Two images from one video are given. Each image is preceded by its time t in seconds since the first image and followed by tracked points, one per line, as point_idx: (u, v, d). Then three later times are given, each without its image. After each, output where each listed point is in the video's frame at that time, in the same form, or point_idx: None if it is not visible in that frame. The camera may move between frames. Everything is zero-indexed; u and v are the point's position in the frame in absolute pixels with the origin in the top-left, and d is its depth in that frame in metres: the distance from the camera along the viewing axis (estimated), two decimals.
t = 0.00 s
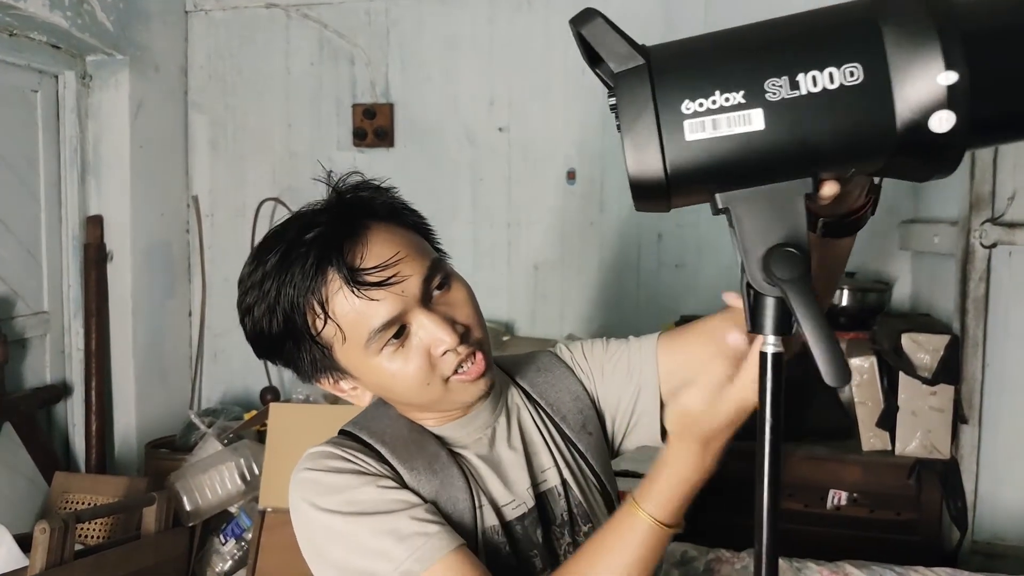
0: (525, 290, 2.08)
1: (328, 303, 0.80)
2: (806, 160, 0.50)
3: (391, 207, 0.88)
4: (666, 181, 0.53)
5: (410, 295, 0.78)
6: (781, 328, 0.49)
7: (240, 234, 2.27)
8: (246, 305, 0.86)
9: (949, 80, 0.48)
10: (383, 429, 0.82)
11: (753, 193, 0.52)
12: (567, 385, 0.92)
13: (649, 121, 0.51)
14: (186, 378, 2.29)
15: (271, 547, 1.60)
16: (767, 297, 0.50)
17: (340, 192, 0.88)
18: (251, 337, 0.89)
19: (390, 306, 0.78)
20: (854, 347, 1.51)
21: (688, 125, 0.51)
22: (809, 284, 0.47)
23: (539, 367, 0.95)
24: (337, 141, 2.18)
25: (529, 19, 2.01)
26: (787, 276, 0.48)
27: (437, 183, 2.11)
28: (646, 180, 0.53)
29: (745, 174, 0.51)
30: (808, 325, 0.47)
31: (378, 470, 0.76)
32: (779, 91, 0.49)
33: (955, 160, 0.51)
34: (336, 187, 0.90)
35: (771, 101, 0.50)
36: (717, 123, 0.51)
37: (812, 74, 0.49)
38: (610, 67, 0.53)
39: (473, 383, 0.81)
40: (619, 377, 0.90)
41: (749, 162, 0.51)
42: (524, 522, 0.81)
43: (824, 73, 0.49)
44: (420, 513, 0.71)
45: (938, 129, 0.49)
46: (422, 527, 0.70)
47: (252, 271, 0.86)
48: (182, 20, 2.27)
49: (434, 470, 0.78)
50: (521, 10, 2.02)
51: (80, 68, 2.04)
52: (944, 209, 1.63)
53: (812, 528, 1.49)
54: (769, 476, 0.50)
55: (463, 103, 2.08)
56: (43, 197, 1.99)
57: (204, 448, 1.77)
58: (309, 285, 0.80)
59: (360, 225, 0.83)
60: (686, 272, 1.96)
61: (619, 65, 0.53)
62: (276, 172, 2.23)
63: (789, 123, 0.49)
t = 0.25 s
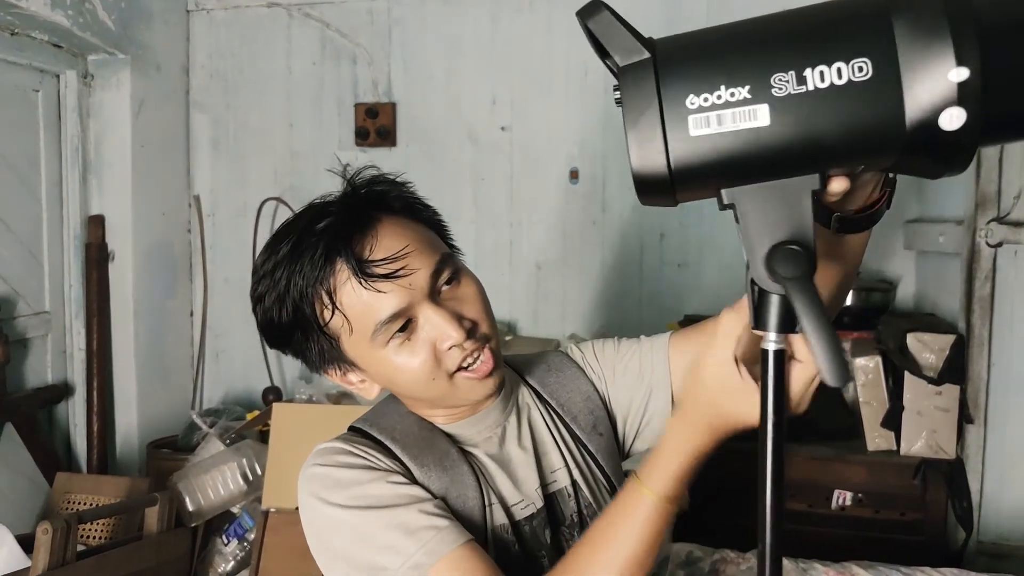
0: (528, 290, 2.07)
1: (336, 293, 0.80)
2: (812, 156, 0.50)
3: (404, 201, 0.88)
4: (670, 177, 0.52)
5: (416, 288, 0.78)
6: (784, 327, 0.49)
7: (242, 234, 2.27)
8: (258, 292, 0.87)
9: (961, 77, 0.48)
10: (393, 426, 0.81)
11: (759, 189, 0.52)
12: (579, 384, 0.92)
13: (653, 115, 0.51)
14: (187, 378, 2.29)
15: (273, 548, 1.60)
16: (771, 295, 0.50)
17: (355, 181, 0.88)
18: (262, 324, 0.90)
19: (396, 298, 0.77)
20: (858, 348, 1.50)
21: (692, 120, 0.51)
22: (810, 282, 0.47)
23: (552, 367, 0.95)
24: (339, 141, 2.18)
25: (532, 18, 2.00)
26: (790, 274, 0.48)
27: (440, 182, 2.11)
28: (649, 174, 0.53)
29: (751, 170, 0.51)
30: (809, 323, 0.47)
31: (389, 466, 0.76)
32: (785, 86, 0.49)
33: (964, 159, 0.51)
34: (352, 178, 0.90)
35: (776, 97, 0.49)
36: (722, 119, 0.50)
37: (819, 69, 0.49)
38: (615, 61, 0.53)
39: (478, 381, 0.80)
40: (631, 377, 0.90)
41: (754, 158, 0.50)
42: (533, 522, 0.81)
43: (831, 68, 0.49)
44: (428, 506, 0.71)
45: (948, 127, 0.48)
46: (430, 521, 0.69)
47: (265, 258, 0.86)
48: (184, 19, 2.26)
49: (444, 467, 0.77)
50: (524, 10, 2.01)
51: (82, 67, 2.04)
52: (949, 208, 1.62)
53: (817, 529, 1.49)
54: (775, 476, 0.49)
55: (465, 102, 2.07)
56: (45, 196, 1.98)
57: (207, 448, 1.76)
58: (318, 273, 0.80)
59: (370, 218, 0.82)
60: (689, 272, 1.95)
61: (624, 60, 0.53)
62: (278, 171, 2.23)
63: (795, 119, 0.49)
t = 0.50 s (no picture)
0: (528, 290, 2.07)
1: (314, 285, 0.84)
2: (825, 155, 0.50)
3: (404, 198, 0.89)
4: (681, 177, 0.52)
5: (381, 287, 0.80)
6: (797, 327, 0.50)
7: (242, 234, 2.27)
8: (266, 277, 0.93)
9: (974, 74, 0.48)
10: (391, 423, 0.81)
11: (769, 188, 0.52)
12: (580, 386, 0.92)
13: (666, 116, 0.51)
14: (188, 378, 2.29)
15: (274, 548, 1.59)
16: (784, 294, 0.50)
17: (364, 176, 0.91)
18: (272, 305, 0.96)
19: (358, 296, 0.80)
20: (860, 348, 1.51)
21: (705, 120, 0.50)
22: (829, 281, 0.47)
23: (554, 369, 0.95)
24: (339, 141, 2.17)
25: (533, 19, 2.00)
26: (807, 273, 0.48)
27: (440, 183, 2.11)
28: (660, 174, 0.52)
29: (763, 169, 0.51)
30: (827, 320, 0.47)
31: (385, 458, 0.75)
32: (798, 84, 0.49)
33: (977, 156, 0.51)
34: (367, 174, 0.94)
35: (790, 95, 0.49)
36: (735, 118, 0.50)
37: (832, 67, 0.48)
38: (626, 61, 0.52)
39: (445, 386, 0.80)
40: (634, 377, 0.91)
41: (765, 157, 0.50)
42: (529, 523, 0.81)
43: (845, 66, 0.48)
44: (422, 494, 0.71)
45: (961, 124, 0.48)
46: (427, 508, 0.68)
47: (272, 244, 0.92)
48: (184, 19, 2.26)
49: (441, 463, 0.77)
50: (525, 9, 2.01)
51: (82, 67, 2.04)
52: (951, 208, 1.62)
53: (818, 530, 1.48)
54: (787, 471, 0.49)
55: (466, 103, 2.07)
56: (45, 196, 1.98)
57: (207, 449, 1.76)
58: (301, 264, 0.84)
59: (356, 214, 0.85)
60: (690, 272, 1.95)
61: (635, 60, 0.52)
62: (278, 171, 2.23)
63: (808, 117, 0.49)
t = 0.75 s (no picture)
0: (529, 290, 2.07)
1: (304, 282, 0.84)
2: (832, 154, 0.50)
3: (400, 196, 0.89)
4: (682, 168, 0.51)
5: (366, 286, 0.80)
6: (787, 326, 0.49)
7: (242, 234, 2.26)
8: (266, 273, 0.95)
9: (987, 83, 0.47)
10: (388, 424, 0.81)
11: (772, 185, 0.51)
12: (580, 388, 0.91)
13: (671, 104, 0.50)
14: (188, 378, 2.29)
15: (274, 549, 1.59)
16: (775, 294, 0.49)
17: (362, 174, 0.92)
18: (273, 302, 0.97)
19: (342, 294, 0.81)
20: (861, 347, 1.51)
21: (710, 112, 0.50)
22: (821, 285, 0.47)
23: (553, 372, 0.94)
24: (339, 141, 2.17)
25: (533, 18, 2.00)
26: (798, 276, 0.47)
27: (440, 182, 2.10)
28: (661, 164, 0.52)
29: (768, 166, 0.50)
30: (815, 329, 0.46)
31: (382, 465, 0.75)
32: (807, 81, 0.48)
33: (985, 165, 0.51)
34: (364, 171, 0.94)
35: (798, 92, 0.48)
36: (740, 112, 0.49)
37: (844, 65, 0.48)
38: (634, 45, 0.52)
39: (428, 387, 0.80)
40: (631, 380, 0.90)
41: (770, 154, 0.50)
42: (528, 525, 0.81)
43: (856, 66, 0.48)
44: (421, 507, 0.70)
45: (971, 133, 0.48)
46: (422, 522, 0.68)
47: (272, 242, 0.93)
48: (184, 18, 2.26)
49: (438, 466, 0.77)
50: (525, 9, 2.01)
51: (82, 67, 2.03)
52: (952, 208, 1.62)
53: (819, 530, 1.48)
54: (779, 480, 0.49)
55: (466, 102, 2.07)
56: (44, 196, 1.97)
57: (207, 449, 1.76)
58: (292, 261, 0.85)
59: (348, 212, 0.85)
60: (690, 273, 1.94)
61: (643, 47, 0.51)
62: (278, 171, 2.22)
63: (816, 117, 0.48)
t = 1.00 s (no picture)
0: (529, 289, 2.06)
1: (315, 259, 0.86)
2: (847, 142, 0.46)
3: (415, 183, 0.91)
4: (696, 172, 0.49)
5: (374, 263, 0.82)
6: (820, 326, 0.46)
7: (242, 233, 2.25)
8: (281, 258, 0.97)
9: (1005, 51, 0.43)
10: (385, 420, 0.81)
11: (788, 179, 0.48)
12: (583, 388, 0.90)
13: (679, 105, 0.48)
14: (187, 378, 2.28)
15: (273, 549, 1.58)
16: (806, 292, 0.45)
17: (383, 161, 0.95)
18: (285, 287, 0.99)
19: (351, 270, 0.83)
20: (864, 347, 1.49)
21: (719, 111, 0.47)
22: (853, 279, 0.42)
23: (558, 370, 0.93)
24: (339, 139, 2.16)
25: (534, 16, 1.99)
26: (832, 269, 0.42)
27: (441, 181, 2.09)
28: (672, 170, 0.49)
29: (781, 161, 0.47)
30: (856, 323, 0.41)
31: (376, 461, 0.75)
32: (817, 70, 0.46)
33: (1012, 137, 0.46)
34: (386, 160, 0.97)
35: (808, 82, 0.46)
36: (751, 108, 0.47)
37: (852, 51, 0.46)
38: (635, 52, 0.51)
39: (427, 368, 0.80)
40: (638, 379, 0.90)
41: (784, 148, 0.47)
42: (525, 527, 0.79)
43: (865, 49, 0.46)
44: (414, 508, 0.69)
45: (992, 106, 0.44)
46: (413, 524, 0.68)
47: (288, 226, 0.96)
48: (183, 16, 2.25)
49: (433, 466, 0.76)
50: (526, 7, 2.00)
51: (80, 65, 2.02)
52: (955, 206, 1.61)
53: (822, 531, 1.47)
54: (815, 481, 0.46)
55: (467, 101, 2.06)
56: (43, 195, 1.97)
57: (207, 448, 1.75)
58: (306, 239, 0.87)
59: (364, 194, 0.88)
60: (692, 272, 1.94)
61: (644, 51, 0.50)
62: (278, 169, 2.21)
63: (828, 106, 0.46)
